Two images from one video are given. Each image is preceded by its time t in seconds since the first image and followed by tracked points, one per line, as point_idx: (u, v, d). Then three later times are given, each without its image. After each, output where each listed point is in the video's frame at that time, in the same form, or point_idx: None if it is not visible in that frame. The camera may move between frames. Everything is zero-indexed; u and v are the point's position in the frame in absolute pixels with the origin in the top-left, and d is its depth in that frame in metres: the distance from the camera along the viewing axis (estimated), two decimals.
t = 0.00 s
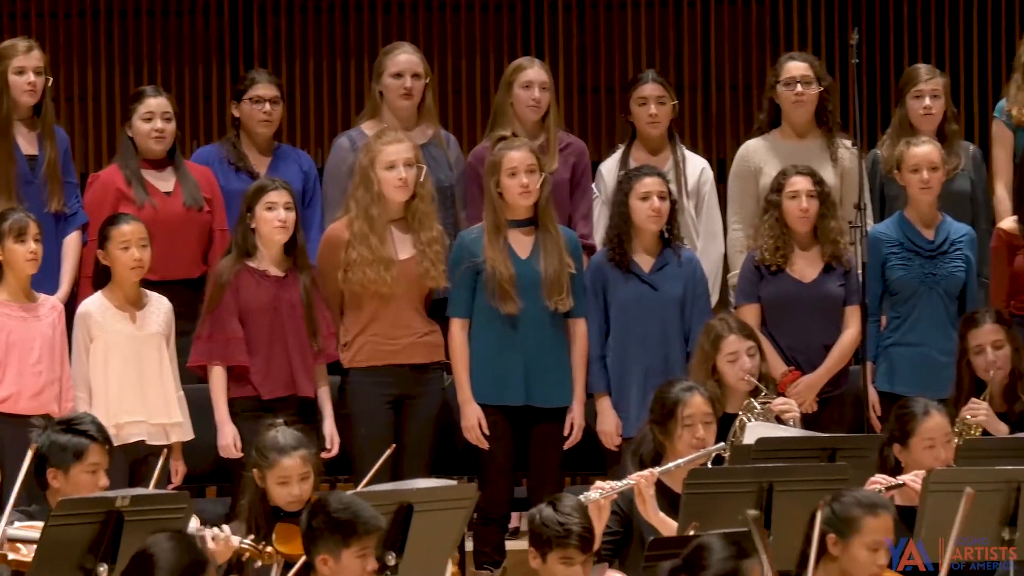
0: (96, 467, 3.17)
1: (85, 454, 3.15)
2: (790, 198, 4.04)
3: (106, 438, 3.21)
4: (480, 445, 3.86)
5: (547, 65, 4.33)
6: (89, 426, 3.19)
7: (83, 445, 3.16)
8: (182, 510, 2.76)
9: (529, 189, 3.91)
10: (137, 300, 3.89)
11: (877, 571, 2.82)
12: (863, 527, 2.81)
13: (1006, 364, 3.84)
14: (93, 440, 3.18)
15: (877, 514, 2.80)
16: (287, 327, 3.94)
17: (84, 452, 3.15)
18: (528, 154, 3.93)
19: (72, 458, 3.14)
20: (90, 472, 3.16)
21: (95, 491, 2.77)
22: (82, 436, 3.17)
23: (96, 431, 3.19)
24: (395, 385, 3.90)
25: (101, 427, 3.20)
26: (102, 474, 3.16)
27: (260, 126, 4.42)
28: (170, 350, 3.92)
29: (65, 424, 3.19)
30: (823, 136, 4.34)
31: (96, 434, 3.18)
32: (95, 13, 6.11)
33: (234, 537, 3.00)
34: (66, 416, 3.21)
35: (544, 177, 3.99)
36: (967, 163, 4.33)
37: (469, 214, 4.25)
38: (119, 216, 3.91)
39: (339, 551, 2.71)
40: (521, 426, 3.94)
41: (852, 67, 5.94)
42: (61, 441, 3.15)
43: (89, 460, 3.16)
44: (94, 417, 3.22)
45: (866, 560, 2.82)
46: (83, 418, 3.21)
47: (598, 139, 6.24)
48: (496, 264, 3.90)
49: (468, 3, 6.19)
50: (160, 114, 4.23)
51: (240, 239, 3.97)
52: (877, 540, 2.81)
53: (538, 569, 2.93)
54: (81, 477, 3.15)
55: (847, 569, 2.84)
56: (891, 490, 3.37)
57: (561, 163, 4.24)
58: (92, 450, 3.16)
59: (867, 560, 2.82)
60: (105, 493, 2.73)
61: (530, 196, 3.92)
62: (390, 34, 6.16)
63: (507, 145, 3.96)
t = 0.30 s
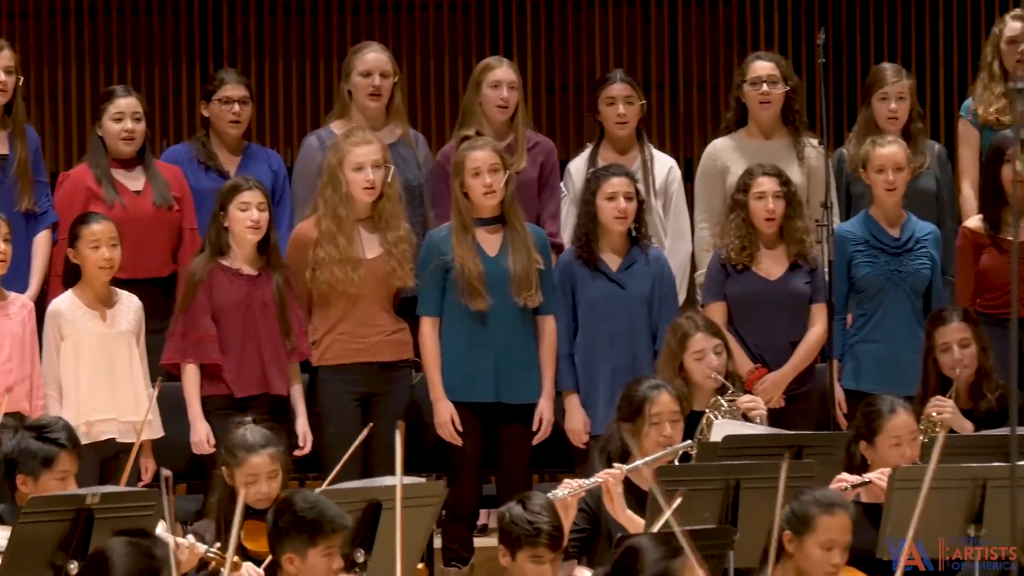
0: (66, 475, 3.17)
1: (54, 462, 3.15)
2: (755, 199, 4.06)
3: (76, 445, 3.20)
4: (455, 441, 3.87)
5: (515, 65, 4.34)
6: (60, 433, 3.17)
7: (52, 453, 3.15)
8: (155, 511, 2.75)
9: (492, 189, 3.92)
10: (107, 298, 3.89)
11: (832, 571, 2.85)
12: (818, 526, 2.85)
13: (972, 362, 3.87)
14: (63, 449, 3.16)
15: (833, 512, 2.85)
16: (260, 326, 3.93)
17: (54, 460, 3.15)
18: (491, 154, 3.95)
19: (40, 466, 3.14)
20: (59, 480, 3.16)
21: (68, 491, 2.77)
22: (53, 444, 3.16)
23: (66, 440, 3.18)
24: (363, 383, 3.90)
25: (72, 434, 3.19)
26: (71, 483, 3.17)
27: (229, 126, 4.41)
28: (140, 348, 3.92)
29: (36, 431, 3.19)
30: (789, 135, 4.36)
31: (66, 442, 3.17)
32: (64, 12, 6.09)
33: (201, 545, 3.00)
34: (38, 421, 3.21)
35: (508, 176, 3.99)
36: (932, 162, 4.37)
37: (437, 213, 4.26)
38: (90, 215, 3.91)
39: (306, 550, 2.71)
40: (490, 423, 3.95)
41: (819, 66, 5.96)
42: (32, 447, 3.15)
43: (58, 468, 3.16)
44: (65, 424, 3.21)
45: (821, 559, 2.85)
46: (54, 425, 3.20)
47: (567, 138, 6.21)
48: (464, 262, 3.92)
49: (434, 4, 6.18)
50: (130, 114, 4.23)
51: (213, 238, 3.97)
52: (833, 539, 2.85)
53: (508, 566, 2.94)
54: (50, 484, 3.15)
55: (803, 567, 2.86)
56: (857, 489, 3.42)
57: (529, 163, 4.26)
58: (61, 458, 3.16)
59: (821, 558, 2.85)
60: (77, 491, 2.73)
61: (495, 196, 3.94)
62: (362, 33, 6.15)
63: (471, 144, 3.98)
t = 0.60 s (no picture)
0: (37, 476, 3.17)
1: (24, 464, 3.14)
2: (723, 196, 4.09)
3: (46, 446, 3.19)
4: (422, 438, 3.88)
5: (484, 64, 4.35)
6: (30, 436, 3.15)
7: (22, 455, 3.14)
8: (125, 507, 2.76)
9: (458, 188, 3.94)
10: (78, 297, 3.87)
11: (795, 559, 2.87)
12: (778, 515, 2.88)
13: (936, 359, 3.90)
14: (33, 450, 3.15)
15: (791, 501, 2.88)
16: (233, 325, 3.92)
17: (24, 461, 3.13)
18: (458, 152, 3.95)
19: (11, 468, 3.12)
20: (29, 482, 3.15)
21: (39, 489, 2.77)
22: (23, 446, 3.14)
23: (37, 441, 3.16)
24: (332, 381, 3.91)
25: (42, 436, 3.17)
26: (42, 484, 3.16)
27: (198, 126, 4.41)
28: (111, 347, 3.91)
29: (6, 432, 3.15)
30: (756, 135, 4.38)
31: (36, 444, 3.16)
32: (34, 13, 6.07)
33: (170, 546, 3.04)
34: (7, 422, 3.18)
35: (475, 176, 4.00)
36: (897, 160, 4.40)
37: (406, 212, 4.28)
38: (61, 212, 3.90)
39: (277, 548, 2.71)
40: (456, 421, 3.97)
41: (785, 66, 5.98)
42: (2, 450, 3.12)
43: (28, 470, 3.15)
44: (34, 425, 3.19)
45: (783, 548, 2.88)
46: (24, 427, 3.18)
47: (536, 137, 6.27)
48: (430, 260, 3.92)
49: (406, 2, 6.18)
50: (100, 114, 4.20)
51: (187, 236, 3.96)
52: (794, 527, 2.87)
53: (479, 561, 2.95)
54: (20, 485, 3.14)
55: (766, 562, 2.88)
56: (823, 485, 3.41)
57: (497, 161, 4.27)
58: (32, 460, 3.15)
59: (783, 547, 2.88)
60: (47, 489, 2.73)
61: (461, 195, 3.95)
62: (328, 33, 6.18)
63: (438, 143, 3.98)
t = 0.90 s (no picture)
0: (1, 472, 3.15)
1: None
2: (692, 197, 4.10)
3: (10, 444, 3.20)
4: (384, 440, 3.87)
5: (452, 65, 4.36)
6: None
7: None
8: (95, 506, 2.82)
9: (425, 188, 3.94)
10: (47, 297, 3.87)
11: (759, 555, 2.89)
12: (742, 513, 2.89)
13: (903, 359, 3.92)
14: None
15: (753, 498, 2.90)
16: (202, 324, 3.91)
17: None
18: (425, 153, 3.96)
19: None
20: None
21: (11, 490, 2.85)
22: None
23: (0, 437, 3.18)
24: (301, 381, 3.91)
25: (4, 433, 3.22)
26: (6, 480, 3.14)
27: (167, 127, 4.40)
28: (80, 347, 3.90)
29: None
30: (723, 136, 4.40)
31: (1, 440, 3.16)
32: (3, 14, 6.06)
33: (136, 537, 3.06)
34: None
35: (441, 176, 4.01)
36: (863, 161, 4.41)
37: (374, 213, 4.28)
38: (30, 213, 3.88)
39: (244, 546, 2.71)
40: (422, 420, 3.97)
41: (753, 67, 6.00)
42: None
43: None
44: None
45: (748, 545, 2.89)
46: None
47: (503, 139, 6.22)
48: (397, 261, 3.92)
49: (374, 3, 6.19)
50: (69, 114, 4.18)
51: (157, 236, 3.94)
52: (757, 523, 2.89)
53: (448, 558, 2.95)
54: None
55: (731, 559, 2.89)
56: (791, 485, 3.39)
57: (466, 162, 4.27)
58: None
59: (747, 543, 2.89)
60: (18, 490, 2.80)
61: (428, 196, 3.95)
62: (298, 35, 6.15)
63: (405, 143, 3.98)
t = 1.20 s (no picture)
0: None
1: None
2: (663, 199, 4.11)
3: None
4: (356, 439, 3.88)
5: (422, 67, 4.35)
6: None
7: None
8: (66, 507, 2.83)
9: (398, 189, 3.93)
10: (19, 297, 3.85)
11: (727, 555, 2.89)
12: (710, 513, 2.90)
13: (873, 359, 3.93)
14: None
15: (721, 498, 2.91)
16: (172, 324, 3.91)
17: None
18: (397, 153, 3.95)
19: None
20: None
21: None
22: None
23: None
24: (271, 382, 3.91)
25: None
26: None
27: (139, 125, 4.39)
28: (51, 348, 3.89)
29: None
30: (693, 136, 4.41)
31: None
32: None
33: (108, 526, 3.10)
34: None
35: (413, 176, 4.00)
36: (832, 162, 4.42)
37: (346, 213, 4.28)
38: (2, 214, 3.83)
39: (212, 544, 2.70)
40: (394, 420, 3.97)
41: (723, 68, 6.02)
42: None
43: None
44: None
45: (716, 545, 2.90)
46: None
47: (473, 140, 6.26)
48: (369, 261, 3.93)
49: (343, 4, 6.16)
50: (41, 116, 4.18)
51: (126, 237, 3.94)
52: (725, 524, 2.90)
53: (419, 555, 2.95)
54: None
55: (699, 557, 2.90)
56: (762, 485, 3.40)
57: (436, 163, 4.28)
58: None
59: (716, 543, 2.89)
60: None
61: (400, 195, 3.94)
62: (269, 35, 6.17)
63: (377, 143, 3.98)
